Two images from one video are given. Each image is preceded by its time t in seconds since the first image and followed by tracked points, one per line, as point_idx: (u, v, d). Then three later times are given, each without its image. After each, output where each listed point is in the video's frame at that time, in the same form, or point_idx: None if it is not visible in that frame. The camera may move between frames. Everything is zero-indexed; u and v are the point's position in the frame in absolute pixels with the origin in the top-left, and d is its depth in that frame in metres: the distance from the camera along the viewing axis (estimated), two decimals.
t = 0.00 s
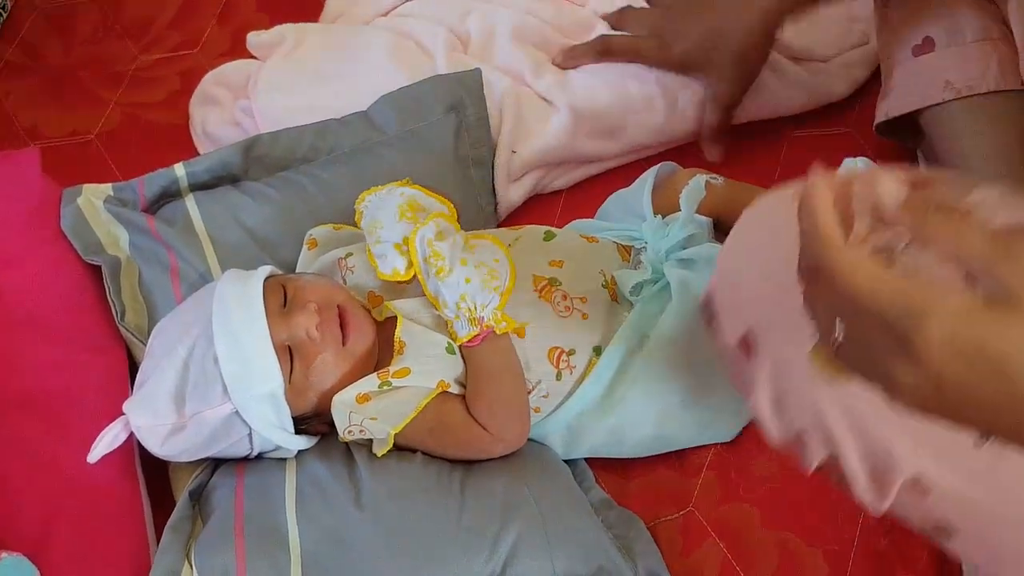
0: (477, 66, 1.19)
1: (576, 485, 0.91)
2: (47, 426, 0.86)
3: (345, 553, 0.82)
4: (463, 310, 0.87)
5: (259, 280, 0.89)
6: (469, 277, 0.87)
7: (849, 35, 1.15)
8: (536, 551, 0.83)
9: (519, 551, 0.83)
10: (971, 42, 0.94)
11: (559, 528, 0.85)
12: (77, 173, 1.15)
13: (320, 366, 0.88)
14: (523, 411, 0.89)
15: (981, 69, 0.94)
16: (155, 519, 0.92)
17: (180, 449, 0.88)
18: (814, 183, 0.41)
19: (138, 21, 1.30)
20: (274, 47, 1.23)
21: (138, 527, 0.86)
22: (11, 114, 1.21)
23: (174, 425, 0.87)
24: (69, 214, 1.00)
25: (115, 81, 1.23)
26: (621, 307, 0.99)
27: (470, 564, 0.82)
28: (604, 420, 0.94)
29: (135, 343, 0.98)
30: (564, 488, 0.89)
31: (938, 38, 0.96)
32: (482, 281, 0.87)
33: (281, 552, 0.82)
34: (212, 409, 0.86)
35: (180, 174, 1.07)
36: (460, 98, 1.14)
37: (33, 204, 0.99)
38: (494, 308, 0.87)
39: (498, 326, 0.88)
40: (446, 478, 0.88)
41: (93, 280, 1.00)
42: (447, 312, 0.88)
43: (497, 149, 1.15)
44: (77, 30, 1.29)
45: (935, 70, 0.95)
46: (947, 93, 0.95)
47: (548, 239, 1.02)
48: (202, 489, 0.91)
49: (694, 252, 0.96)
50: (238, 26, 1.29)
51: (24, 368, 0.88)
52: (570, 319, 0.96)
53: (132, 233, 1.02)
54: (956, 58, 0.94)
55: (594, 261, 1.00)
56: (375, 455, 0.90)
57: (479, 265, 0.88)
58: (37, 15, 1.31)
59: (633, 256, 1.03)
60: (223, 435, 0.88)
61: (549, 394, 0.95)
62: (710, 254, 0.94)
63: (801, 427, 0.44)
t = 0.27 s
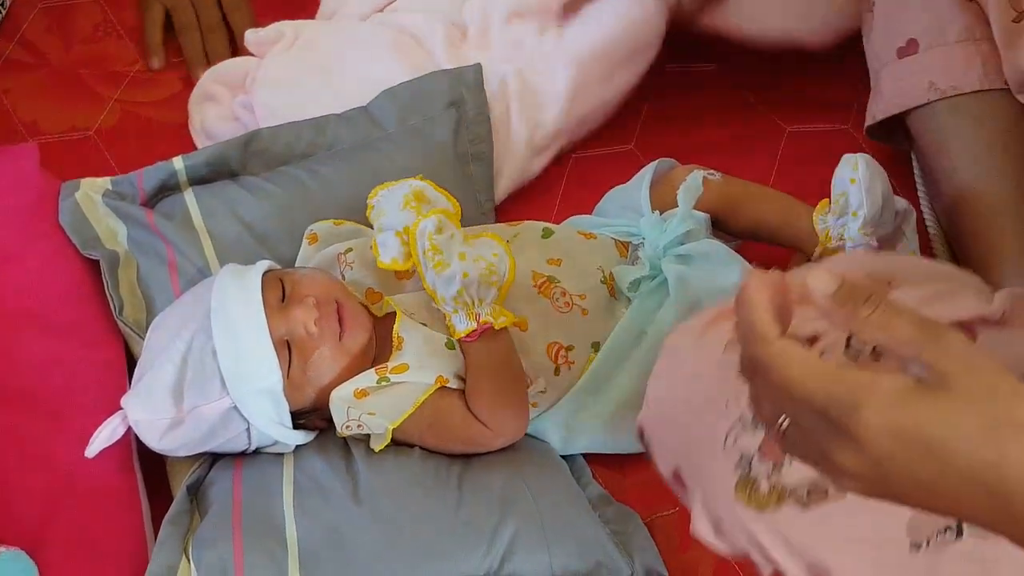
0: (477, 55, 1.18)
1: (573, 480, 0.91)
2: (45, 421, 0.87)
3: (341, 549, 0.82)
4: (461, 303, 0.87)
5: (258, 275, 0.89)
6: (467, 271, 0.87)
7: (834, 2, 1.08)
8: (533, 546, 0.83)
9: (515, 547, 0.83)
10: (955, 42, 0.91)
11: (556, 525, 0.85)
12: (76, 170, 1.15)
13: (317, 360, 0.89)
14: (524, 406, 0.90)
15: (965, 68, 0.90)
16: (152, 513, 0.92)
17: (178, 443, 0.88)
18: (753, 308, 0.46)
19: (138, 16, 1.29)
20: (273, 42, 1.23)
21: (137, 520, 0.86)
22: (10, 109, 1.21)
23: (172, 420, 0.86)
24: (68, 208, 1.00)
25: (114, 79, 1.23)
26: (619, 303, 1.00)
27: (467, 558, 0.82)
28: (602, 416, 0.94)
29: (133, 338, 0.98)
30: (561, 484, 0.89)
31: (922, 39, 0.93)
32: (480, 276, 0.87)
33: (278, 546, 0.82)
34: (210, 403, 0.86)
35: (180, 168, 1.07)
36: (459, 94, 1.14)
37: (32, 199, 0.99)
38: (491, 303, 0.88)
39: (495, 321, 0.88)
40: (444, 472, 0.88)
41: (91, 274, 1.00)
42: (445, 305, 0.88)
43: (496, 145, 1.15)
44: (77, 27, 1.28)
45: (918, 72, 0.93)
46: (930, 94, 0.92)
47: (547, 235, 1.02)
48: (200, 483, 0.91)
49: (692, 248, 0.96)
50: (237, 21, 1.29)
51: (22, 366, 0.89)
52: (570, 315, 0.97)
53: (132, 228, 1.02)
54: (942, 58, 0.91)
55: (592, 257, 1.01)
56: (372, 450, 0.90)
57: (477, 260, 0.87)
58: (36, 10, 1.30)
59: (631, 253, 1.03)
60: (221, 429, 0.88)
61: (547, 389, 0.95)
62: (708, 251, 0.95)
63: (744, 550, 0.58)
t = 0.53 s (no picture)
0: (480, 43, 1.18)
1: (572, 478, 0.91)
2: (44, 419, 0.87)
3: (341, 546, 0.82)
4: (465, 300, 0.87)
5: (257, 274, 0.89)
6: (473, 268, 0.86)
7: None
8: (531, 543, 0.83)
9: (514, 545, 0.83)
10: (948, 42, 0.93)
11: (555, 522, 0.85)
12: (75, 168, 1.16)
13: (316, 358, 0.89)
14: (522, 405, 0.90)
15: (958, 67, 0.93)
16: (152, 510, 0.92)
17: (176, 442, 0.87)
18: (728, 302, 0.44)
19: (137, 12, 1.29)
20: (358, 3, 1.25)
21: (138, 519, 0.86)
22: (9, 106, 1.20)
23: (171, 419, 0.86)
24: (67, 206, 1.00)
25: (114, 76, 1.23)
26: (618, 300, 1.00)
27: (466, 556, 0.82)
28: (602, 414, 0.95)
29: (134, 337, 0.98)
30: (560, 482, 0.89)
31: (915, 39, 0.95)
32: (485, 273, 0.87)
33: (278, 544, 0.82)
34: (209, 402, 0.87)
35: (181, 164, 1.06)
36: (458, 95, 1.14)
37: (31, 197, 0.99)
38: (495, 301, 0.88)
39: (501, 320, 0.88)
40: (443, 469, 0.88)
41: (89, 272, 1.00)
42: (449, 301, 0.87)
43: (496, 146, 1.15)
44: (76, 23, 1.27)
45: (911, 71, 0.95)
46: (924, 93, 0.95)
47: (546, 234, 1.02)
48: (199, 480, 0.91)
49: (691, 246, 0.96)
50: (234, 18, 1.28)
51: (20, 363, 0.89)
52: (569, 312, 0.97)
53: (130, 225, 1.02)
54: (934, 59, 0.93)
55: (591, 256, 1.01)
56: (370, 447, 0.90)
57: (483, 256, 0.87)
58: (36, 6, 1.28)
59: (631, 251, 1.03)
60: (220, 427, 0.88)
61: (546, 387, 0.95)
62: (709, 248, 0.95)
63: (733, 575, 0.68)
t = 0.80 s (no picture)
0: None
1: (571, 478, 0.91)
2: (42, 420, 0.86)
3: (339, 546, 0.82)
4: (460, 300, 0.87)
5: (254, 275, 0.90)
6: (468, 267, 0.88)
7: None
8: (529, 543, 0.83)
9: (512, 545, 0.83)
10: (950, 40, 0.85)
11: (553, 522, 0.85)
12: (74, 169, 1.16)
13: (314, 359, 0.89)
14: (520, 406, 0.90)
15: (958, 65, 0.84)
16: (150, 510, 0.92)
17: (174, 443, 0.87)
18: (768, 89, 0.73)
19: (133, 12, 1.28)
20: None
21: (136, 520, 0.86)
22: (6, 107, 1.21)
23: (168, 419, 0.86)
24: (66, 207, 1.00)
25: (111, 73, 1.23)
26: (617, 301, 1.00)
27: (465, 556, 0.82)
28: (600, 414, 0.95)
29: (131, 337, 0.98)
30: (559, 482, 0.89)
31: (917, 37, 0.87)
32: (480, 272, 0.88)
33: (276, 545, 0.82)
34: (207, 403, 0.86)
35: (179, 165, 1.06)
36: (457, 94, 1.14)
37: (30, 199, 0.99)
38: (491, 301, 0.88)
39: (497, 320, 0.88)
40: (441, 470, 0.88)
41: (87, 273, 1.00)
42: (444, 303, 0.88)
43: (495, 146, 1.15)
44: (72, 23, 1.27)
45: (912, 69, 0.86)
46: (924, 93, 0.85)
47: (543, 234, 1.02)
48: (198, 481, 0.91)
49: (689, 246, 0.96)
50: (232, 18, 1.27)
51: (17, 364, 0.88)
52: (568, 312, 0.97)
53: (128, 226, 1.02)
54: (936, 57, 0.85)
55: (589, 256, 1.01)
56: (369, 448, 0.90)
57: (478, 256, 0.88)
58: (32, 6, 1.29)
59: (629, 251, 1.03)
60: (218, 428, 0.88)
61: (545, 388, 0.95)
62: (706, 249, 0.95)
63: (732, 565, 0.69)
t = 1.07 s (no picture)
0: None
1: (572, 482, 0.91)
2: (42, 422, 0.86)
3: (342, 549, 0.82)
4: (462, 304, 0.86)
5: (257, 278, 0.90)
6: (468, 270, 0.87)
7: None
8: (531, 547, 0.83)
9: (514, 549, 0.83)
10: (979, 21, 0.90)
11: (555, 526, 0.85)
12: (76, 172, 1.16)
13: (316, 362, 0.88)
14: (523, 411, 0.89)
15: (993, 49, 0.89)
16: (150, 514, 0.92)
17: (176, 446, 0.87)
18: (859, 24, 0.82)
19: (136, 15, 1.28)
20: None
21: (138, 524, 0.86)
22: (8, 109, 1.21)
23: (170, 422, 0.86)
24: (68, 210, 1.00)
25: (113, 77, 1.23)
26: (618, 306, 1.00)
27: (466, 559, 0.82)
28: (601, 418, 0.95)
29: (133, 342, 0.99)
30: (560, 486, 0.89)
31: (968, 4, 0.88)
32: (480, 276, 0.87)
33: (277, 548, 0.82)
34: (210, 406, 0.86)
35: (182, 169, 1.07)
36: (460, 98, 1.14)
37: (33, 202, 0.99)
38: (492, 306, 0.87)
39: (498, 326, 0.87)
40: (443, 474, 0.88)
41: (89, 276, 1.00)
42: (445, 308, 0.87)
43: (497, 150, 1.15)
44: (75, 26, 1.27)
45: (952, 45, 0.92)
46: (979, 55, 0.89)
47: (545, 238, 1.02)
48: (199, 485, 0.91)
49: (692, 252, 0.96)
50: (234, 23, 1.27)
51: (17, 365, 0.87)
52: (569, 317, 0.97)
53: (130, 230, 1.02)
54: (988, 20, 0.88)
55: (591, 262, 1.01)
56: (370, 451, 0.90)
57: (478, 261, 0.88)
58: (35, 8, 1.29)
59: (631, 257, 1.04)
60: (220, 431, 0.88)
61: (546, 392, 0.95)
62: (708, 254, 0.94)
63: (744, 542, 0.58)
